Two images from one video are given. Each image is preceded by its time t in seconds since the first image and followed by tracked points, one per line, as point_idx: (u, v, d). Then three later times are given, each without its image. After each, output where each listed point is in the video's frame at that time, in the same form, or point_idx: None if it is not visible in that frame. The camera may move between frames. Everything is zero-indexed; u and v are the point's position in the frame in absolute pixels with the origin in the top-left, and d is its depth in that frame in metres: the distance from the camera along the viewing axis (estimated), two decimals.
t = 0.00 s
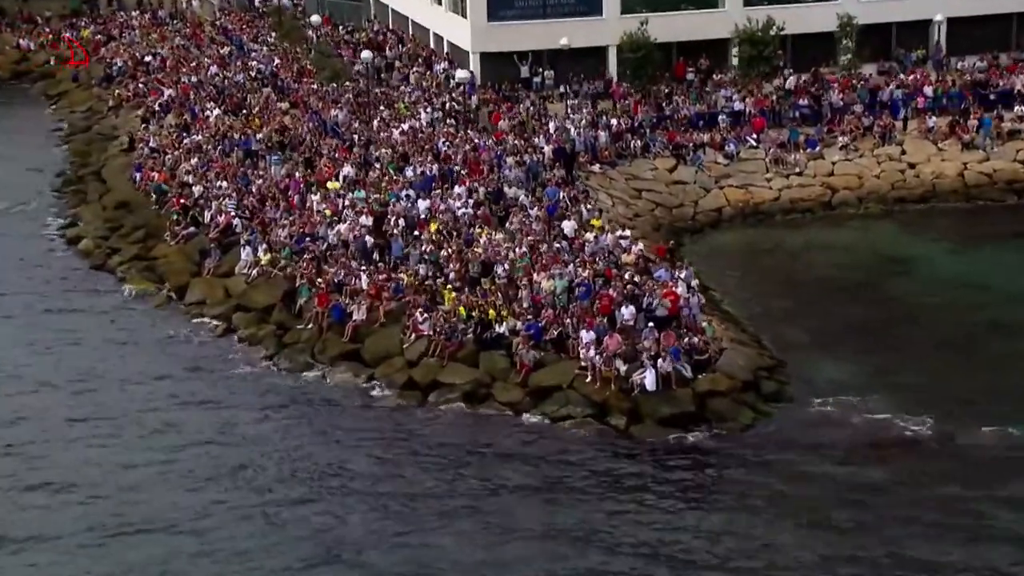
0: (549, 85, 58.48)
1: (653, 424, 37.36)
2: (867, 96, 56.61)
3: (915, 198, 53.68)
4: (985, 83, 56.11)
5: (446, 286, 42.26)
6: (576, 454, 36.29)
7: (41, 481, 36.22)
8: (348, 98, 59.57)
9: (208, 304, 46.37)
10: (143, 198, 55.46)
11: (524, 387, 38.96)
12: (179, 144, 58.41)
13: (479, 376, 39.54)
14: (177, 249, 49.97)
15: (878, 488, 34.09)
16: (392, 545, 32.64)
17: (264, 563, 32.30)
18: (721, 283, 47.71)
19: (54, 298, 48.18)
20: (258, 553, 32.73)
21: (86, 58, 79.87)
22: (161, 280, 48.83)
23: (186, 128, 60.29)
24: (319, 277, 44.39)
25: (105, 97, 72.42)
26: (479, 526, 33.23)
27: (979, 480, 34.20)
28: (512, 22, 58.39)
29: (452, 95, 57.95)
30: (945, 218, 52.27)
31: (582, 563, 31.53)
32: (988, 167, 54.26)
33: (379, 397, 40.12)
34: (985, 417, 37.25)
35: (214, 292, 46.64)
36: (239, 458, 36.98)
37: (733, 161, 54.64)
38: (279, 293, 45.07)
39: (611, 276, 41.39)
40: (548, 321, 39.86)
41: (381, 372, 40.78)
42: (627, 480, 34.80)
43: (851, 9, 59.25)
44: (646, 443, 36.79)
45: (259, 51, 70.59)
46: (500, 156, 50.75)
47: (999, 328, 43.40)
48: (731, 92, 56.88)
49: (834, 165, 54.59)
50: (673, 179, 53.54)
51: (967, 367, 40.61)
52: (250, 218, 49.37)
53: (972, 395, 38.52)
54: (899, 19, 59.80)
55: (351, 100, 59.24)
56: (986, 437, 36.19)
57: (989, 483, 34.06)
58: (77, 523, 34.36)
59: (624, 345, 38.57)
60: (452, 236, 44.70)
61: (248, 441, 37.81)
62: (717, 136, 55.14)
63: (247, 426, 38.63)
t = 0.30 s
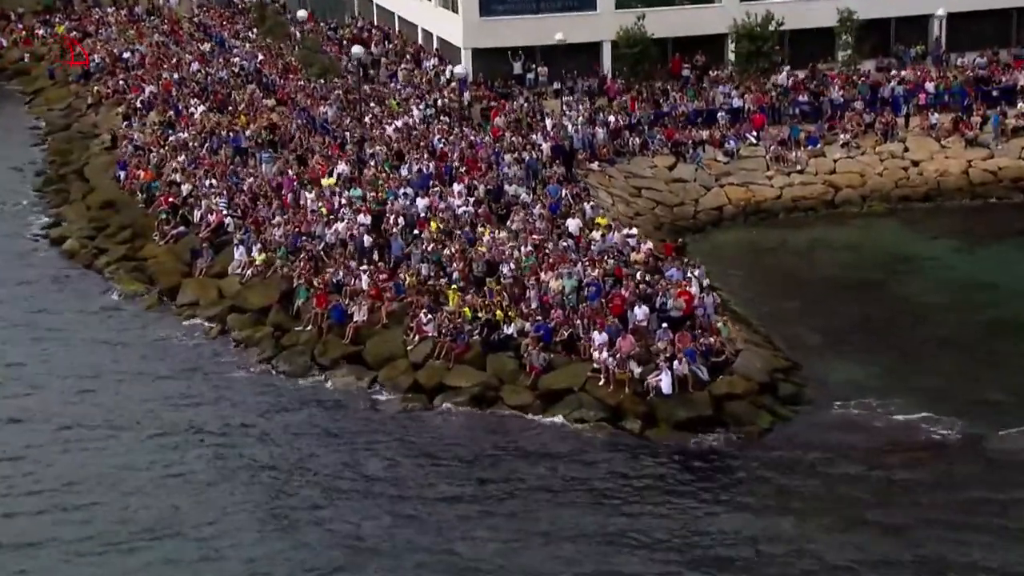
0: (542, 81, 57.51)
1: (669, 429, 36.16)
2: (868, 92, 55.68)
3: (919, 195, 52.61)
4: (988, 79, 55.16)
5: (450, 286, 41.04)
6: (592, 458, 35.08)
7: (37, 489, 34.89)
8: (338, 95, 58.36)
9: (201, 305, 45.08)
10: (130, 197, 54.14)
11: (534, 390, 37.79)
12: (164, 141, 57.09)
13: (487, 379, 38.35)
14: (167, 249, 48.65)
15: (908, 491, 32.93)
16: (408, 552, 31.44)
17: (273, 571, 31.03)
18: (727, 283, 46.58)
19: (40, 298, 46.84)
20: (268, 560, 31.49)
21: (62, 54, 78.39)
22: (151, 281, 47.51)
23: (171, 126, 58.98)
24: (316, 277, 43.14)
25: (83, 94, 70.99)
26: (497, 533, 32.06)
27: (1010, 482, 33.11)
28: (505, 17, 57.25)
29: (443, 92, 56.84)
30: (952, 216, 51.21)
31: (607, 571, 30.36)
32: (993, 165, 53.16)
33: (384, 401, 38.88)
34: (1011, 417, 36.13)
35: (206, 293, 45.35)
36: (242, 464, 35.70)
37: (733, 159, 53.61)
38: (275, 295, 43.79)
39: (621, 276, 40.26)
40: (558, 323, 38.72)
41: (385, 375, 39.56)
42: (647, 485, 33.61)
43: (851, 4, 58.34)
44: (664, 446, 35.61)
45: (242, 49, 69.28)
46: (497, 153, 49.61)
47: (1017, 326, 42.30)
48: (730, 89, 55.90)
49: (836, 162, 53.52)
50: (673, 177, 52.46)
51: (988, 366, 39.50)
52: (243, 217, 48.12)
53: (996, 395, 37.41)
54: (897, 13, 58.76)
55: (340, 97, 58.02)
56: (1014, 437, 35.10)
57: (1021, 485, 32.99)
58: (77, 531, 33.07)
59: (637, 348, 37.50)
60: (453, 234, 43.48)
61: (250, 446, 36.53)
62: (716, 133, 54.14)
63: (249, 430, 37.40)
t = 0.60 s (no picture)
0: (534, 77, 56.44)
1: (689, 435, 34.98)
2: (868, 88, 54.36)
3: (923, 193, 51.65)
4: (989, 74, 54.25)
5: (455, 287, 39.80)
6: (613, 466, 33.96)
7: (36, 503, 33.61)
8: (325, 92, 57.08)
9: (194, 307, 43.73)
10: (114, 197, 52.74)
11: (546, 394, 36.58)
12: (147, 140, 55.67)
13: (497, 382, 37.10)
14: (156, 250, 47.30)
15: (942, 498, 31.91)
16: (428, 568, 30.29)
17: None
18: (734, 282, 45.49)
19: (27, 301, 45.44)
20: None
21: (34, 51, 76.76)
22: (139, 283, 46.14)
23: (153, 125, 57.58)
24: (314, 277, 41.83)
25: (58, 93, 69.44)
26: (519, 547, 30.94)
27: None
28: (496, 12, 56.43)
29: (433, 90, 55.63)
30: (958, 213, 50.23)
31: None
32: (998, 162, 52.22)
33: (390, 407, 37.53)
34: None
35: (199, 294, 43.98)
36: (248, 474, 34.47)
37: (733, 156, 52.40)
38: (272, 296, 42.47)
39: (632, 275, 39.11)
40: (570, 324, 37.52)
41: (389, 379, 38.22)
42: (672, 496, 32.52)
43: None
44: (685, 450, 34.49)
45: (222, 47, 67.88)
46: (494, 151, 48.46)
47: None
48: (727, 84, 54.58)
49: (838, 160, 52.44)
50: (672, 175, 51.33)
51: (1011, 364, 38.48)
52: (234, 216, 46.74)
53: None
54: (895, 8, 57.93)
55: (328, 95, 56.73)
56: None
57: None
58: (82, 547, 31.80)
59: (652, 350, 36.16)
60: (455, 233, 42.25)
61: (256, 455, 35.30)
62: (715, 130, 52.94)
63: (253, 439, 36.16)
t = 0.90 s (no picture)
0: (525, 74, 55.22)
1: (708, 440, 33.86)
2: (867, 84, 53.45)
3: (924, 191, 50.74)
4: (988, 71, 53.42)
5: (459, 288, 38.65)
6: (631, 472, 32.91)
7: (33, 512, 32.38)
8: (311, 89, 55.83)
9: (184, 310, 42.46)
10: (96, 197, 51.38)
11: (558, 399, 35.41)
12: (128, 139, 54.28)
13: (505, 386, 35.91)
14: (143, 251, 46.00)
15: (973, 505, 30.96)
16: None
17: None
18: (740, 281, 44.41)
19: (12, 304, 44.08)
20: None
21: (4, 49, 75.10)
22: (126, 285, 44.80)
23: (134, 123, 56.21)
24: (311, 279, 40.60)
25: (30, 91, 67.89)
26: (541, 557, 29.82)
27: None
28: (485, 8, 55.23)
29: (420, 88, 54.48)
30: (961, 211, 49.26)
31: None
32: (1000, 160, 51.33)
33: (394, 413, 36.24)
34: None
35: (190, 296, 42.73)
36: (252, 481, 33.30)
37: (731, 154, 51.44)
38: (267, 298, 41.24)
39: (643, 275, 38.05)
40: (580, 326, 36.40)
41: (393, 383, 36.99)
42: (694, 505, 31.51)
43: None
44: (704, 455, 33.42)
45: (200, 44, 66.51)
46: (491, 149, 47.41)
47: None
48: (722, 81, 53.67)
49: (837, 158, 51.53)
50: (669, 173, 50.30)
51: None
52: (224, 215, 45.45)
53: None
54: (891, 5, 57.17)
55: (314, 92, 55.49)
56: None
57: None
58: (85, 557, 30.55)
59: (666, 352, 35.13)
60: (455, 233, 41.12)
61: (259, 462, 34.13)
62: (712, 127, 51.89)
63: (255, 445, 34.93)
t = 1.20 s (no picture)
0: (515, 71, 54.09)
1: (730, 445, 32.70)
2: (864, 80, 52.41)
3: (926, 189, 49.84)
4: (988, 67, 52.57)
5: (465, 290, 37.43)
6: (653, 478, 31.79)
7: (34, 522, 31.04)
8: (295, 87, 54.53)
9: (176, 312, 41.15)
10: (77, 197, 49.95)
11: (572, 404, 34.18)
12: (108, 138, 52.85)
13: (517, 391, 34.67)
14: (130, 252, 44.66)
15: (1013, 509, 29.95)
16: None
17: None
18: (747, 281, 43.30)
19: None
20: None
21: None
22: (112, 288, 43.43)
23: (114, 122, 54.77)
24: (309, 281, 39.29)
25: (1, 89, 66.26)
26: (570, 566, 28.68)
27: None
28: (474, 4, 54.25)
29: (408, 85, 53.32)
30: (966, 209, 48.28)
31: None
32: (1002, 156, 50.52)
33: (400, 420, 34.98)
34: None
35: (181, 299, 41.42)
36: (259, 487, 32.04)
37: (728, 152, 50.35)
38: (263, 300, 40.00)
39: (656, 275, 36.77)
40: (593, 328, 35.16)
41: (398, 388, 35.73)
42: (723, 512, 30.41)
43: None
44: (729, 460, 32.32)
45: (176, 40, 65.04)
46: (487, 146, 46.24)
47: None
48: (716, 76, 52.59)
49: (836, 156, 50.55)
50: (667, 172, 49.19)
51: None
52: (214, 215, 44.19)
53: None
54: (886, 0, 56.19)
55: (299, 90, 54.19)
56: None
57: None
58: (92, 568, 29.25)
59: (683, 355, 33.92)
60: (456, 232, 39.89)
61: (265, 468, 32.89)
62: (708, 124, 50.78)
63: (261, 453, 33.69)
